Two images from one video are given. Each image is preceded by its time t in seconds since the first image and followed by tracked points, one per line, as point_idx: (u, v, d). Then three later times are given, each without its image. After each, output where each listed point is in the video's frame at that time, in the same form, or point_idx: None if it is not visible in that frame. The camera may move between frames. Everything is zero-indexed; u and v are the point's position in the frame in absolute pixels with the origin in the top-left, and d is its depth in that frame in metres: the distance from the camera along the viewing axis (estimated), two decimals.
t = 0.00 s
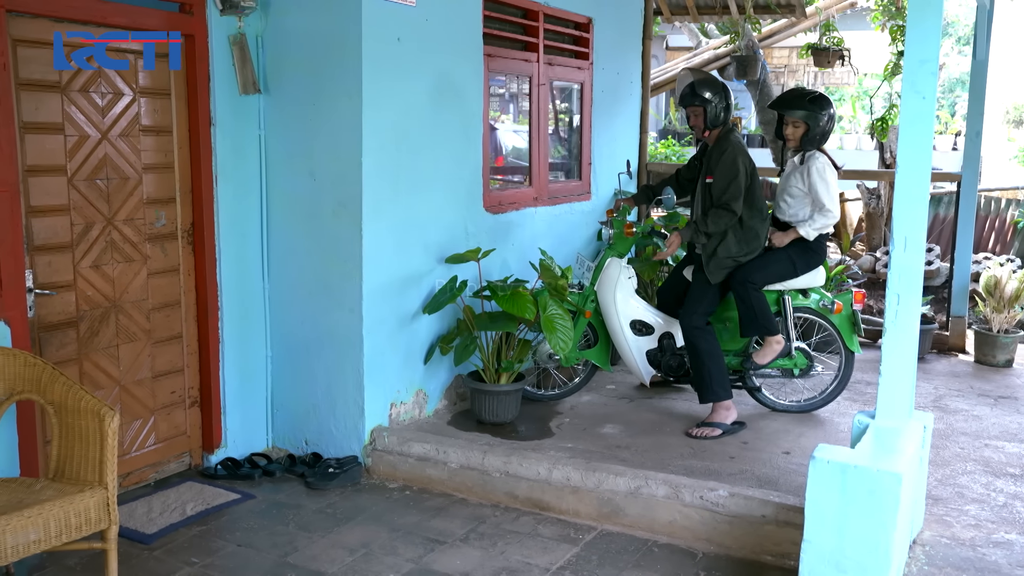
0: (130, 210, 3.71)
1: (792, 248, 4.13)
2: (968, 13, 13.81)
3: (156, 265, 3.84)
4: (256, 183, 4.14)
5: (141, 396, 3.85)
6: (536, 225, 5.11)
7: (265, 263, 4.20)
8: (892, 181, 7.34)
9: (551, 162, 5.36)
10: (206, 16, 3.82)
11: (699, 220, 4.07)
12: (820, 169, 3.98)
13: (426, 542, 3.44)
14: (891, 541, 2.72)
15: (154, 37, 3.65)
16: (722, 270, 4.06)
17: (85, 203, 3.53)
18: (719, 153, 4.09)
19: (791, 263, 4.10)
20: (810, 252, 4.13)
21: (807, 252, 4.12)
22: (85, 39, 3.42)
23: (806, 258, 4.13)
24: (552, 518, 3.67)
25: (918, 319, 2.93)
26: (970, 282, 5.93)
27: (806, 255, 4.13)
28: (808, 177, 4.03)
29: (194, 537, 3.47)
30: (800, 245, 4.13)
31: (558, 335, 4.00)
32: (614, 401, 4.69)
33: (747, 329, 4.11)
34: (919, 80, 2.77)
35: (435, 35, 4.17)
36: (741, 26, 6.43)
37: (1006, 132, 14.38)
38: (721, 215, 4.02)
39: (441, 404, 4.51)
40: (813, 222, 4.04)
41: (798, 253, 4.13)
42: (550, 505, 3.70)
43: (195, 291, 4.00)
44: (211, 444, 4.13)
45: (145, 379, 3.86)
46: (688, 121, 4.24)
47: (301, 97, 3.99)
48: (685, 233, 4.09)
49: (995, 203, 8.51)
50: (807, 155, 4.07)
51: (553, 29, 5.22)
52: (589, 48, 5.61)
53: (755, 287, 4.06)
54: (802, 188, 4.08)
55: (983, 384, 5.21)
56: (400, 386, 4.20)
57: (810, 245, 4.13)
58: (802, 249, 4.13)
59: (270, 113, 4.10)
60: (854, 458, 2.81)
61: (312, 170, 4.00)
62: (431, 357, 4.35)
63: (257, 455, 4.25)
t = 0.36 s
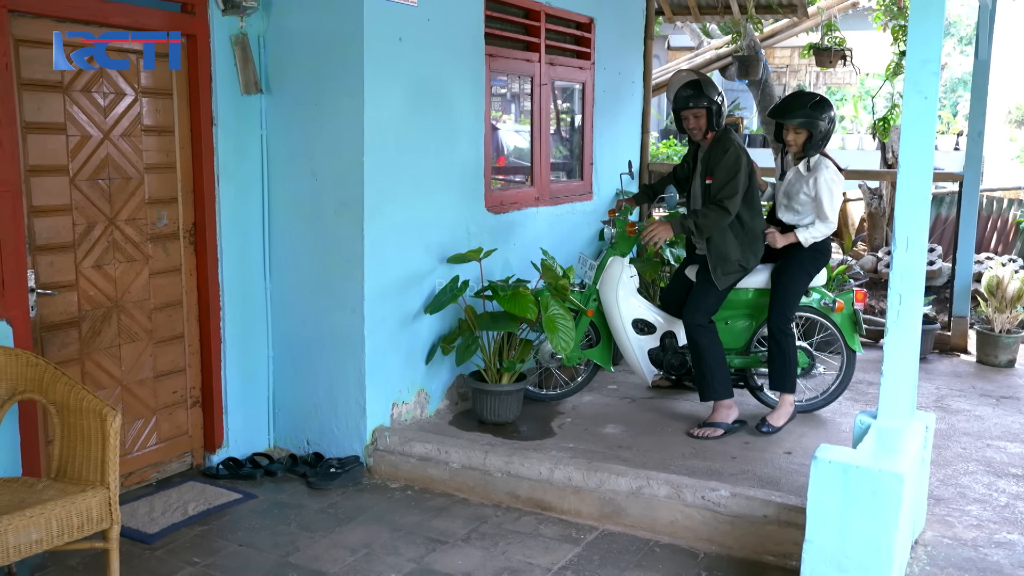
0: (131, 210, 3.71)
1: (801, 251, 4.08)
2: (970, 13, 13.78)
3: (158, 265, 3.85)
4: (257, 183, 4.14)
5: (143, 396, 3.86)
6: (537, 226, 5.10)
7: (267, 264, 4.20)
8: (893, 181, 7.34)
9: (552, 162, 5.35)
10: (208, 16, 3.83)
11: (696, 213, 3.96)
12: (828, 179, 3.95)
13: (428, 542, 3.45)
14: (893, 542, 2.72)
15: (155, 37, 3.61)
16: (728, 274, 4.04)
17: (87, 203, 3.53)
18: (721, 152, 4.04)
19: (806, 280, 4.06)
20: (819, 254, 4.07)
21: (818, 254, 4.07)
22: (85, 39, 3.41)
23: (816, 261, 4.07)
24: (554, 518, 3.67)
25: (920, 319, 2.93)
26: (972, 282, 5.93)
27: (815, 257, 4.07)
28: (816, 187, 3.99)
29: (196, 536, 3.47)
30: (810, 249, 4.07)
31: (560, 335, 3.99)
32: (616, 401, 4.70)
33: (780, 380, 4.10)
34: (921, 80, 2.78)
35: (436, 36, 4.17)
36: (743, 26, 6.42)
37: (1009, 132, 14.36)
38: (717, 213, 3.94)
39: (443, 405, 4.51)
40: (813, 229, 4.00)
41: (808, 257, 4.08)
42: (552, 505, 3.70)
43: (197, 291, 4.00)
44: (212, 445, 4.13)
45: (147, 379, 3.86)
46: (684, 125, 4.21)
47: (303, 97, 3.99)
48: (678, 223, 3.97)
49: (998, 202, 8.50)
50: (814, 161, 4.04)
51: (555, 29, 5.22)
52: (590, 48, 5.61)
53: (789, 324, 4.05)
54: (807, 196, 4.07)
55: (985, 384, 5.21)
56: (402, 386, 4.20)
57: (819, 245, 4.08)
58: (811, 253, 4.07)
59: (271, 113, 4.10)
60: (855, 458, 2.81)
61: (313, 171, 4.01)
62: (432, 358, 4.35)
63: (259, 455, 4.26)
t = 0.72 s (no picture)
0: (134, 209, 3.72)
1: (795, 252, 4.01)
2: (973, 13, 13.78)
3: (160, 265, 3.85)
4: (259, 183, 4.14)
5: (145, 395, 3.86)
6: (538, 226, 5.10)
7: (268, 263, 4.21)
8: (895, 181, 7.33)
9: (554, 163, 5.35)
10: (210, 16, 3.83)
11: (694, 208, 3.95)
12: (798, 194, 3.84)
13: (429, 542, 3.45)
14: (894, 542, 2.72)
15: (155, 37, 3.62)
16: (728, 266, 4.03)
17: (89, 203, 3.54)
18: (713, 148, 4.02)
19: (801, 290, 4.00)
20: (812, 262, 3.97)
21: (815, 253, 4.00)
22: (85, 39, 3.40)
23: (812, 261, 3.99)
24: (555, 518, 3.66)
25: (921, 319, 2.93)
26: (974, 282, 5.92)
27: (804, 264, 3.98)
28: (786, 196, 3.88)
29: (197, 536, 3.47)
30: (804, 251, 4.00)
31: (562, 335, 3.99)
32: (617, 401, 4.70)
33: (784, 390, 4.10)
34: (923, 80, 2.77)
35: (437, 36, 4.16)
36: (744, 26, 6.42)
37: (1011, 132, 14.35)
38: (716, 209, 3.92)
39: (444, 405, 4.51)
40: (776, 238, 3.95)
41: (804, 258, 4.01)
42: (553, 505, 3.70)
43: (198, 290, 4.00)
44: (214, 444, 4.13)
45: (148, 379, 3.87)
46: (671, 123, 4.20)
47: (305, 96, 3.99)
48: (678, 220, 3.94)
49: (1000, 202, 8.50)
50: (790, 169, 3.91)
51: (557, 29, 5.22)
52: (592, 48, 5.61)
53: (789, 337, 4.04)
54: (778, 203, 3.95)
55: (988, 384, 5.20)
56: (403, 386, 4.20)
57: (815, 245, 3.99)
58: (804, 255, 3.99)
59: (273, 113, 4.10)
60: (857, 458, 2.81)
61: (314, 171, 4.01)
62: (434, 358, 4.35)
63: (260, 455, 4.26)
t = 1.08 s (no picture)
0: (135, 210, 3.72)
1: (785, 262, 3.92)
2: (975, 13, 13.78)
3: (162, 265, 3.85)
4: (261, 183, 4.14)
5: (147, 395, 3.86)
6: (540, 226, 5.10)
7: (270, 263, 4.21)
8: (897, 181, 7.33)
9: (555, 162, 5.35)
10: (211, 16, 3.83)
11: (690, 204, 3.94)
12: (744, 184, 3.71)
13: (431, 542, 3.45)
14: (896, 543, 2.71)
15: (155, 37, 3.61)
16: (728, 258, 3.99)
17: (90, 203, 3.53)
18: (703, 141, 4.03)
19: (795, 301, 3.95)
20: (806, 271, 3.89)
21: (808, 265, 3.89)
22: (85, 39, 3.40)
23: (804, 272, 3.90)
24: (557, 518, 3.66)
25: (924, 319, 2.92)
26: (976, 283, 5.92)
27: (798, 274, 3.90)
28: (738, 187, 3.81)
29: (199, 536, 3.47)
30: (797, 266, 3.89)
31: (563, 334, 3.99)
32: (619, 401, 4.70)
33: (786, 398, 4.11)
34: (925, 81, 2.77)
35: (438, 36, 4.16)
36: (746, 26, 6.42)
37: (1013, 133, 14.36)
38: (708, 202, 3.92)
39: (446, 404, 4.51)
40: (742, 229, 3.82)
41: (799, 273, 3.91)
42: (555, 505, 3.70)
43: (200, 291, 4.01)
44: (216, 444, 4.13)
45: (150, 379, 3.87)
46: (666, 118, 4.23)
47: (306, 97, 3.99)
48: (676, 220, 3.93)
49: (1001, 202, 8.50)
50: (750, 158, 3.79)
51: (558, 29, 5.22)
52: (594, 48, 5.61)
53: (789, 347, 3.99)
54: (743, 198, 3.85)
55: (990, 385, 5.20)
56: (405, 386, 4.20)
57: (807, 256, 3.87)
58: (795, 271, 3.90)
59: (275, 113, 4.10)
60: (859, 459, 2.81)
61: (316, 170, 4.01)
62: (436, 358, 4.36)
63: (262, 455, 4.26)
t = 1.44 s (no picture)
0: (137, 210, 3.72)
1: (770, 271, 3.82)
2: (976, 13, 13.78)
3: (163, 265, 3.85)
4: (263, 183, 4.14)
5: (148, 395, 3.87)
6: (541, 226, 5.10)
7: (272, 264, 4.21)
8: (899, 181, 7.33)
9: (557, 162, 5.35)
10: (214, 16, 3.83)
11: (698, 206, 3.97)
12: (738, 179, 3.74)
13: (432, 542, 3.45)
14: (898, 543, 2.71)
15: (155, 37, 3.61)
16: (728, 262, 3.97)
17: (92, 203, 3.54)
18: (723, 145, 4.06)
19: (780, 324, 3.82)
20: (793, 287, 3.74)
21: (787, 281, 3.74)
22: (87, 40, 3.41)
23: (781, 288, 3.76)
24: (558, 518, 3.66)
25: (926, 319, 2.92)
26: (977, 283, 5.92)
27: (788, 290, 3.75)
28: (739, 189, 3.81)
29: (200, 536, 3.47)
30: (775, 278, 3.77)
31: (565, 334, 3.99)
32: (620, 401, 4.70)
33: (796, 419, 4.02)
34: (927, 81, 2.76)
35: (440, 36, 4.16)
36: (748, 26, 6.42)
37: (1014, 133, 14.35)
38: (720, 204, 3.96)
39: (448, 404, 4.51)
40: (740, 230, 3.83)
41: (779, 289, 3.77)
42: (556, 505, 3.70)
43: (202, 291, 4.01)
44: (218, 444, 4.13)
45: (152, 379, 3.87)
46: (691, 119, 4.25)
47: (308, 97, 3.99)
48: (684, 218, 3.95)
49: (1002, 202, 8.50)
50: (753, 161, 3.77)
51: (560, 29, 5.22)
52: (595, 48, 5.61)
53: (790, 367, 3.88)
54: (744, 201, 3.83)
55: (992, 385, 5.19)
56: (406, 386, 4.20)
57: (788, 271, 3.73)
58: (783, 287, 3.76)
59: (277, 113, 4.10)
60: (861, 459, 2.80)
61: (318, 170, 4.01)
62: (437, 358, 4.35)
63: (264, 455, 4.25)
